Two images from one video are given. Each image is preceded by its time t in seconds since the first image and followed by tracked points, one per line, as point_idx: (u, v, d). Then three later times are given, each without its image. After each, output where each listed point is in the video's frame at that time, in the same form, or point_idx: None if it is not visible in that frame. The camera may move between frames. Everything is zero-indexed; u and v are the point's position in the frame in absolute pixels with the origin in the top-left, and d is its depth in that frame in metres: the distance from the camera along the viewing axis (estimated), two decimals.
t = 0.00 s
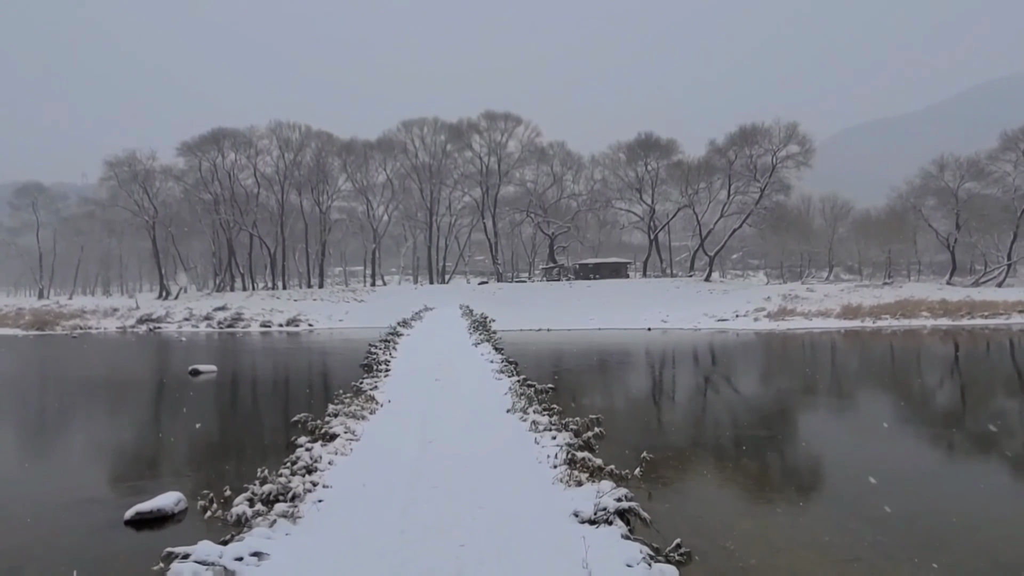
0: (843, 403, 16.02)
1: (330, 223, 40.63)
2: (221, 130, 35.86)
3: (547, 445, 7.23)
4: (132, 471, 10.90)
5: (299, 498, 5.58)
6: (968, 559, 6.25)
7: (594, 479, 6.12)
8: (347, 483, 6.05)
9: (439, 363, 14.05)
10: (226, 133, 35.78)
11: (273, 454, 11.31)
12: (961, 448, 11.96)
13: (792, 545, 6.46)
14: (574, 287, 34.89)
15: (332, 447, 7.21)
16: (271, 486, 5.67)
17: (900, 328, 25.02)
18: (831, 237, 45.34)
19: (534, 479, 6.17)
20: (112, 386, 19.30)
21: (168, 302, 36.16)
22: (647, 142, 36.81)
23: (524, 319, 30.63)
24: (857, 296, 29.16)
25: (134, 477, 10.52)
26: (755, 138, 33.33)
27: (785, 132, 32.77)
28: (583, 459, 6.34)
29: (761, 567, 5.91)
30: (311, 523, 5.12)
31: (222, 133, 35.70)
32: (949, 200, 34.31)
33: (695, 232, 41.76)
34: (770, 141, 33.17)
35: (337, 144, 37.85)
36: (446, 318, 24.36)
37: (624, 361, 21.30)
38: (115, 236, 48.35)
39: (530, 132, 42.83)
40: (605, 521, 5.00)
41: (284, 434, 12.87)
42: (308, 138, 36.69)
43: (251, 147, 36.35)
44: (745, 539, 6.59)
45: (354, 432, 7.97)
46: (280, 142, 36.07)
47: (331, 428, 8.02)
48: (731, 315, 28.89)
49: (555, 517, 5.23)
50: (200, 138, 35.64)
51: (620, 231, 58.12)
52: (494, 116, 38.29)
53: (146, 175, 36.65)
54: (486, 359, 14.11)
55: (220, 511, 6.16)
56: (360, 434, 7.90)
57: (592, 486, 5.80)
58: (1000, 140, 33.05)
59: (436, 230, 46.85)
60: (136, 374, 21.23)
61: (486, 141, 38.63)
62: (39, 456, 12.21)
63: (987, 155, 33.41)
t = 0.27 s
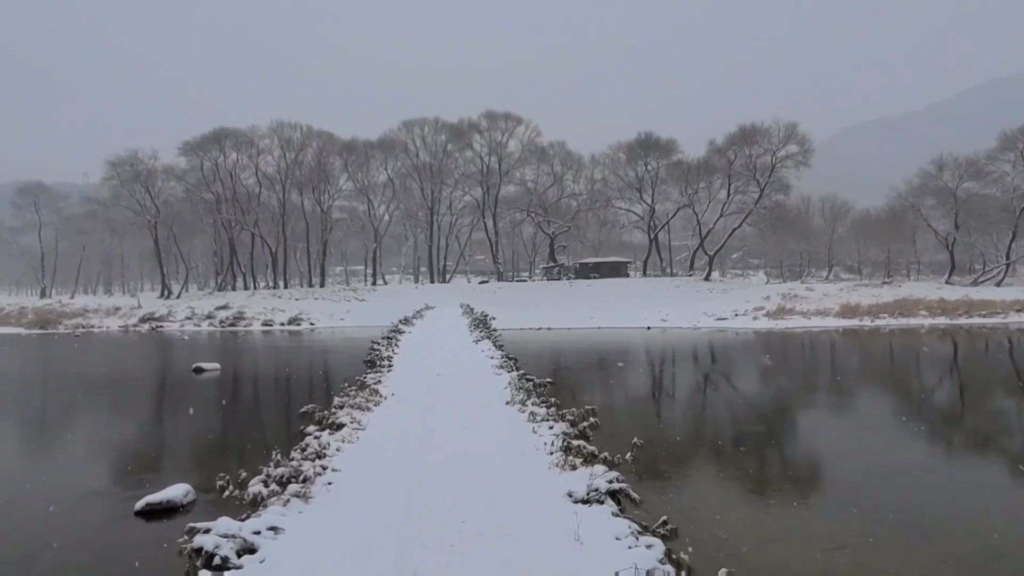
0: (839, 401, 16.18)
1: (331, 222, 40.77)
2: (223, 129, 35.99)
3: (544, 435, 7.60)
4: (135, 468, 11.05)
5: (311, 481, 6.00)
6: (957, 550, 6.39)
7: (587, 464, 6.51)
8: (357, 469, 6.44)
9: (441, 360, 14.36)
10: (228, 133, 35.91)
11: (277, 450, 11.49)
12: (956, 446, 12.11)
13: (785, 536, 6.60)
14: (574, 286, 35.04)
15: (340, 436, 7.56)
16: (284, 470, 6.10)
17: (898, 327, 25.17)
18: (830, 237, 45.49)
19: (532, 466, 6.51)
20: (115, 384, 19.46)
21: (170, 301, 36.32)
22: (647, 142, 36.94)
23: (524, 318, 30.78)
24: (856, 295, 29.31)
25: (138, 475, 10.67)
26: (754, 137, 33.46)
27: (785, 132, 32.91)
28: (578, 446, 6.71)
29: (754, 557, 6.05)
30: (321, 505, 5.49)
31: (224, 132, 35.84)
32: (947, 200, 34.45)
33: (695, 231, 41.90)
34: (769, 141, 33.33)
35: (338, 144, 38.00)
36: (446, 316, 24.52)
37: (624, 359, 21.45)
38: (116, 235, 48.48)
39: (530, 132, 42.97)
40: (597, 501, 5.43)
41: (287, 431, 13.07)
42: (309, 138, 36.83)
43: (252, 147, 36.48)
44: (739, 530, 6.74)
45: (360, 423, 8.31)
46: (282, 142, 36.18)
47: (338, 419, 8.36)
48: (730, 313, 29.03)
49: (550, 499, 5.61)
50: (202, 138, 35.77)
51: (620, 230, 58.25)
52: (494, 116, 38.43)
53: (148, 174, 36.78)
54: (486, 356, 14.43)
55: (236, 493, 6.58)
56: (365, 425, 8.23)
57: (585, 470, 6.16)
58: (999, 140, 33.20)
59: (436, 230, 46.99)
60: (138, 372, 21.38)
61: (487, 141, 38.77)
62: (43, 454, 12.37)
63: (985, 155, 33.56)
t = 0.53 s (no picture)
0: (837, 400, 16.33)
1: (332, 222, 40.92)
2: (225, 129, 36.10)
3: (541, 429, 7.93)
4: (139, 466, 11.19)
5: (320, 470, 6.35)
6: (951, 543, 6.53)
7: (580, 454, 6.80)
8: (363, 459, 6.84)
9: (444, 358, 14.69)
10: (230, 133, 36.03)
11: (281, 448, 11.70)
12: (951, 444, 12.26)
13: (781, 530, 6.74)
14: (574, 285, 35.17)
15: (347, 429, 7.93)
16: (295, 459, 6.44)
17: (896, 326, 25.33)
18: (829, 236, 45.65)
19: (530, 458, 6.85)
20: (119, 383, 19.63)
21: (172, 300, 36.44)
22: (647, 142, 37.05)
23: (524, 317, 30.93)
24: (855, 294, 29.45)
25: (142, 473, 10.81)
26: (754, 138, 33.59)
27: (784, 133, 33.05)
28: (573, 438, 7.01)
29: (750, 549, 6.19)
30: (330, 492, 5.85)
31: (225, 132, 35.98)
32: (946, 200, 34.60)
33: (695, 231, 42.00)
34: (768, 141, 33.47)
35: (339, 144, 38.12)
36: (447, 316, 24.65)
37: (624, 358, 21.58)
38: (118, 235, 48.66)
39: (531, 132, 43.10)
40: (589, 488, 5.73)
41: (291, 429, 13.29)
42: (311, 138, 36.95)
43: (254, 147, 36.59)
44: (736, 524, 6.88)
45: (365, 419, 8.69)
46: (283, 142, 36.30)
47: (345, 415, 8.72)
48: (729, 313, 29.19)
49: (545, 487, 5.97)
50: (203, 138, 35.90)
51: (620, 230, 58.39)
52: (495, 116, 38.56)
53: (150, 174, 36.93)
54: (487, 353, 14.75)
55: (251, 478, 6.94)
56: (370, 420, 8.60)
57: (581, 460, 6.51)
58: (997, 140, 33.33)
59: (437, 229, 47.12)
60: (142, 371, 21.55)
61: (488, 141, 38.92)
62: (47, 452, 12.50)
63: (984, 155, 33.70)
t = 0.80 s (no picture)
0: (833, 398, 16.46)
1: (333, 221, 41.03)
2: (226, 129, 36.20)
3: (538, 420, 8.11)
4: (140, 466, 11.24)
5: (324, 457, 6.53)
6: (950, 543, 6.56)
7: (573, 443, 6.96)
8: (366, 448, 7.06)
9: (444, 356, 14.85)
10: (231, 132, 36.14)
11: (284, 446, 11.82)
12: (949, 444, 12.33)
13: (782, 530, 6.77)
14: (574, 284, 35.28)
15: (349, 422, 8.09)
16: (300, 447, 6.62)
17: (894, 325, 25.45)
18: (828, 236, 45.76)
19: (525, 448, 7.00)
20: (121, 381, 19.74)
21: (173, 299, 36.54)
22: (647, 141, 37.15)
23: (524, 316, 31.05)
24: (853, 294, 29.56)
25: (143, 472, 10.85)
26: (754, 138, 33.69)
27: (784, 132, 33.14)
28: (566, 429, 7.17)
29: (750, 549, 6.22)
30: (336, 476, 6.04)
31: (227, 132, 36.10)
32: (945, 200, 34.71)
33: (695, 230, 42.11)
34: (768, 141, 33.58)
35: (340, 144, 38.20)
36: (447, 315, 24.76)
37: (623, 357, 21.69)
38: (119, 234, 48.78)
39: (531, 132, 43.20)
40: (580, 474, 5.88)
41: (293, 426, 13.40)
42: (312, 137, 37.04)
43: (255, 146, 36.68)
44: (736, 524, 6.91)
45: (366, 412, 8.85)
46: (284, 141, 36.39)
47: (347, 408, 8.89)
48: (728, 312, 29.30)
49: (540, 473, 6.13)
50: (205, 137, 36.00)
51: (620, 229, 58.52)
52: (495, 116, 38.68)
53: (151, 173, 37.04)
54: (487, 352, 14.91)
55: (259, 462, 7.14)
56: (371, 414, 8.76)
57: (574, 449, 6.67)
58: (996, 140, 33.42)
59: (437, 229, 47.24)
60: (144, 369, 21.65)
61: (488, 141, 39.03)
62: (48, 451, 12.56)
63: (983, 155, 33.80)
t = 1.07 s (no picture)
0: (831, 397, 16.57)
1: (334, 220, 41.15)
2: (227, 129, 36.31)
3: (532, 414, 8.30)
4: (141, 465, 11.30)
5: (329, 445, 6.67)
6: (950, 540, 6.60)
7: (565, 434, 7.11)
8: (368, 439, 7.21)
9: (443, 354, 15.00)
10: (232, 132, 36.26)
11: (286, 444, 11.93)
12: (947, 442, 12.41)
13: (779, 527, 6.84)
14: (574, 284, 35.39)
15: (350, 413, 8.24)
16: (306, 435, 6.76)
17: (892, 325, 25.57)
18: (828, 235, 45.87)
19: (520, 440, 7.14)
20: (123, 379, 19.84)
21: (175, 298, 36.64)
22: (647, 141, 37.25)
23: (524, 315, 31.15)
24: (852, 293, 29.66)
25: (144, 470, 10.91)
26: (753, 137, 33.79)
27: (783, 132, 33.24)
28: (559, 420, 7.32)
29: (750, 547, 6.25)
30: (340, 463, 6.16)
31: (228, 132, 36.22)
32: (944, 199, 34.81)
33: (695, 230, 42.22)
34: (767, 141, 33.69)
35: (341, 143, 38.30)
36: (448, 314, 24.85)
37: (623, 355, 21.80)
38: (121, 233, 48.90)
39: (531, 131, 43.32)
40: (571, 461, 6.03)
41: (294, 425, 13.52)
42: (312, 137, 37.12)
43: (256, 146, 36.79)
44: (730, 519, 7.03)
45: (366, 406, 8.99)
46: (285, 141, 36.50)
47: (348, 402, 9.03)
48: (727, 311, 29.41)
49: (532, 461, 6.28)
50: (206, 137, 36.11)
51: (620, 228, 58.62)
52: (496, 116, 38.80)
53: (153, 173, 37.16)
54: (486, 350, 15.05)
55: (265, 447, 7.29)
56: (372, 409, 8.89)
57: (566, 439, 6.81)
58: (995, 140, 33.52)
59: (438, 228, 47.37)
60: (146, 368, 21.76)
61: (489, 140, 39.16)
62: (50, 449, 12.63)
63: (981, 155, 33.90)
